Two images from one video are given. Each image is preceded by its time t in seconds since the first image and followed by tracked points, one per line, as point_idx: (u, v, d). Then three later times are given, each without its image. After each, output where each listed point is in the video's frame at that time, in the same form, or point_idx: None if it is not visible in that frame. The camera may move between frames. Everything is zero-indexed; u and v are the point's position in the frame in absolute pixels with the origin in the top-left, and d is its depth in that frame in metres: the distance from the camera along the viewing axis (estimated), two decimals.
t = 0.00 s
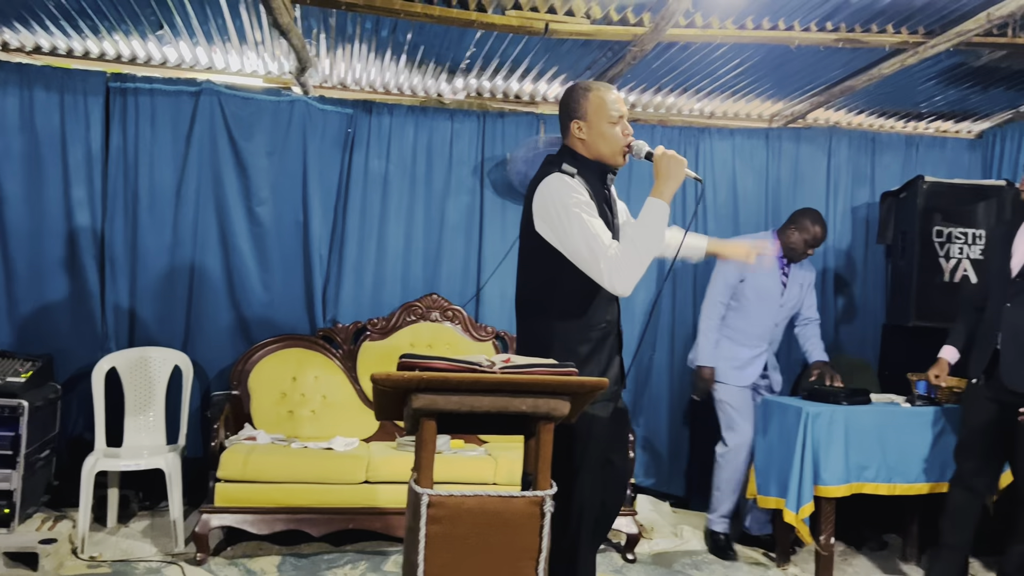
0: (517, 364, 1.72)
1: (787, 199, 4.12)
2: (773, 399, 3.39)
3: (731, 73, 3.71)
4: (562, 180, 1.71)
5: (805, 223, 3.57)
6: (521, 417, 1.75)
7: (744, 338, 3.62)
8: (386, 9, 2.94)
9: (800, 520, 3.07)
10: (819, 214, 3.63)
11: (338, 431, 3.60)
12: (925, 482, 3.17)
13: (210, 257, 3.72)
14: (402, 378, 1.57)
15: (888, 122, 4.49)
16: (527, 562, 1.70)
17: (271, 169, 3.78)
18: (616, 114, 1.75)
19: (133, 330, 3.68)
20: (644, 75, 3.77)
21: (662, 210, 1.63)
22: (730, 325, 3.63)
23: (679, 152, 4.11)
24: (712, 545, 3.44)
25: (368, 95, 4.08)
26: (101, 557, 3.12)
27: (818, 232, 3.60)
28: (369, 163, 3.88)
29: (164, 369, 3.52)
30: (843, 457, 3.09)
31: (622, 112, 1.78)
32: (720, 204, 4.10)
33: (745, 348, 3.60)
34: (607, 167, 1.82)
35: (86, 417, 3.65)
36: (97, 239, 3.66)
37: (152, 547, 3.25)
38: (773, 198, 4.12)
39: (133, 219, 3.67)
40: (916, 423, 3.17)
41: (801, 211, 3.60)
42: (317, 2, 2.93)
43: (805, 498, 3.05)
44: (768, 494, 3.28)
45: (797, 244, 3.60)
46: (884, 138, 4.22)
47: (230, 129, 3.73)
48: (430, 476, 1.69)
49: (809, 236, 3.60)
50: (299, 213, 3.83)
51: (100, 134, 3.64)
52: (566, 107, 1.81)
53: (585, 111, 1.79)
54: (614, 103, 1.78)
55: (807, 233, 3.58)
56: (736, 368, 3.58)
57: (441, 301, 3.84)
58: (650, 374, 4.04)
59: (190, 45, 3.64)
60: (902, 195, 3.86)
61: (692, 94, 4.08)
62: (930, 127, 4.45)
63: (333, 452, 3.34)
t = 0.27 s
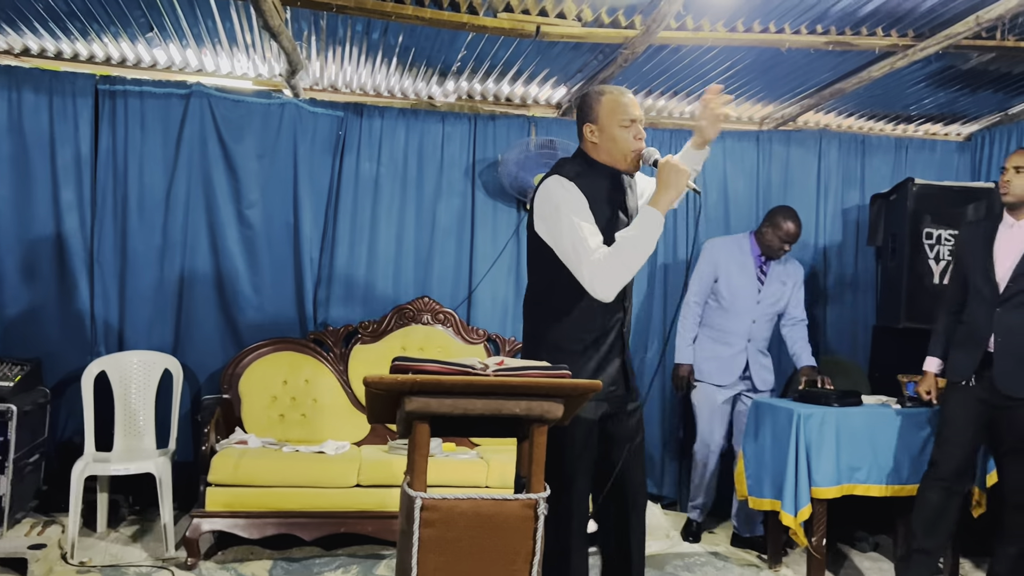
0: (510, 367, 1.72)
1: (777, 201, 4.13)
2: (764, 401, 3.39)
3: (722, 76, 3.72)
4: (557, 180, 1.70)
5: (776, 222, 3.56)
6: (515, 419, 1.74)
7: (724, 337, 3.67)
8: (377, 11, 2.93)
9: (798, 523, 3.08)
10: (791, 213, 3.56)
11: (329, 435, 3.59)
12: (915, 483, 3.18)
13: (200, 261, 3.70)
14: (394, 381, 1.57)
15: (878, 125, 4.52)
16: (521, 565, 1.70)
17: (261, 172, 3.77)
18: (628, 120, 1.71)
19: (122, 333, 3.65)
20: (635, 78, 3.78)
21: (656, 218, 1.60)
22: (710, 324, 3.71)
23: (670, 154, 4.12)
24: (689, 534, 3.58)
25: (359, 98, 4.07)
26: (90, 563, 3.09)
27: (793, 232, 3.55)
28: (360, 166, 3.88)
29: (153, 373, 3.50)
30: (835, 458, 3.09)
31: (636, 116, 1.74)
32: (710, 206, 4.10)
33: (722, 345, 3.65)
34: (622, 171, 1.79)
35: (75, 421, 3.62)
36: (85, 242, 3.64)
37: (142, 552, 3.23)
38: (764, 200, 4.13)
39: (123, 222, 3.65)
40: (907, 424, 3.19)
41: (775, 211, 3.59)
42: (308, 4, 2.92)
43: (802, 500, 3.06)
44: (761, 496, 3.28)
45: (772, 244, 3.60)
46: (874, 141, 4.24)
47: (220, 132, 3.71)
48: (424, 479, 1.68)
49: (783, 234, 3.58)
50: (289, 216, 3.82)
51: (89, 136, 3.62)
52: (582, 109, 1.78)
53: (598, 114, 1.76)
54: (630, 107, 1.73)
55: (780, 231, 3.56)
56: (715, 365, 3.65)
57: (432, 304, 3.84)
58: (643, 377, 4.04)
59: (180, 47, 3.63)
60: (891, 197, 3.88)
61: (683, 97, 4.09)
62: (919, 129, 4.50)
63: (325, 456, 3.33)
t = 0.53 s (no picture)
0: (502, 369, 1.71)
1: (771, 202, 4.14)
2: (759, 402, 3.39)
3: (715, 77, 3.72)
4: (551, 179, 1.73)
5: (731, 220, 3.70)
6: (507, 421, 1.74)
7: (702, 338, 3.72)
8: (369, 13, 2.93)
9: (792, 525, 3.07)
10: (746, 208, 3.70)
11: (324, 437, 3.58)
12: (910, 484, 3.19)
13: (194, 263, 3.69)
14: (386, 383, 1.56)
15: (872, 126, 4.53)
16: (514, 567, 1.69)
17: (255, 174, 3.76)
18: (628, 130, 1.66)
19: (115, 336, 3.64)
20: (628, 79, 3.78)
21: (622, 225, 1.57)
22: (688, 329, 3.77)
23: (664, 156, 4.12)
24: (682, 535, 3.60)
25: (353, 100, 4.07)
26: (84, 567, 3.07)
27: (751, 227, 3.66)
28: (354, 168, 3.87)
29: (147, 376, 3.49)
30: (829, 460, 3.10)
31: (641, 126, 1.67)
32: (705, 208, 4.11)
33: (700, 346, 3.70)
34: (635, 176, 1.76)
35: (68, 425, 3.61)
36: (78, 244, 3.63)
37: (135, 556, 3.22)
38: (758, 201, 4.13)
39: (116, 225, 3.64)
40: (902, 425, 3.19)
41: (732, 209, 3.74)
42: (300, 6, 2.91)
43: (794, 501, 3.06)
44: (757, 497, 3.27)
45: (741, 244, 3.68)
46: (868, 142, 4.24)
47: (213, 134, 3.71)
48: (416, 482, 1.68)
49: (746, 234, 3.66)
50: (283, 219, 3.81)
51: (82, 139, 3.61)
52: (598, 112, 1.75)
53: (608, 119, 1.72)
54: (638, 116, 1.67)
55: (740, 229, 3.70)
56: (697, 367, 3.70)
57: (427, 306, 3.83)
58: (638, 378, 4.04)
59: (173, 50, 3.62)
60: (884, 198, 3.88)
61: (677, 99, 4.09)
62: (913, 130, 4.52)
63: (319, 458, 3.32)
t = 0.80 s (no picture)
0: (496, 370, 1.72)
1: (769, 204, 4.15)
2: (756, 403, 3.39)
3: (712, 79, 3.73)
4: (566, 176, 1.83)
5: (710, 220, 3.71)
6: (502, 423, 1.75)
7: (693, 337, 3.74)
8: (367, 17, 2.94)
9: (785, 525, 3.08)
10: (724, 207, 3.68)
11: (322, 439, 3.59)
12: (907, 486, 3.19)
13: (193, 266, 3.71)
14: (380, 385, 1.58)
15: (870, 128, 4.54)
16: (509, 568, 1.70)
17: (253, 177, 3.77)
18: (632, 139, 1.66)
19: (114, 338, 3.65)
20: (626, 82, 3.78)
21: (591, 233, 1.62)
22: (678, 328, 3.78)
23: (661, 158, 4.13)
24: (680, 536, 3.59)
25: (352, 103, 4.09)
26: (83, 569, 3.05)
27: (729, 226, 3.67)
28: (352, 170, 3.89)
29: (146, 378, 3.50)
30: (827, 461, 3.10)
31: (648, 138, 1.65)
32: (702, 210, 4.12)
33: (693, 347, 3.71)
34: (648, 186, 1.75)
35: (68, 427, 3.62)
36: (77, 247, 3.64)
37: (134, 558, 3.22)
38: (755, 203, 4.14)
39: (115, 228, 3.66)
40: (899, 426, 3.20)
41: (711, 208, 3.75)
42: (298, 9, 2.92)
43: (788, 502, 3.07)
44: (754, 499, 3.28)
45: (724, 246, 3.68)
46: (865, 144, 4.25)
47: (212, 137, 3.72)
48: (411, 483, 1.68)
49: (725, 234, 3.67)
50: (282, 221, 3.82)
51: (81, 142, 3.63)
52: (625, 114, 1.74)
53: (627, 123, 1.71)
54: (651, 127, 1.65)
55: (718, 228, 3.69)
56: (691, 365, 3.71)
57: (425, 308, 3.84)
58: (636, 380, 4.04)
59: (172, 53, 3.64)
60: (881, 199, 3.89)
61: (674, 101, 4.10)
62: (910, 132, 4.53)
63: (317, 461, 3.33)
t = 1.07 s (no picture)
0: (493, 372, 1.73)
1: (773, 205, 4.14)
2: (759, 406, 3.39)
3: (715, 81, 3.73)
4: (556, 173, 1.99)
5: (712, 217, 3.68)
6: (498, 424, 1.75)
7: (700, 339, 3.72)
8: (368, 20, 2.96)
9: (787, 527, 3.08)
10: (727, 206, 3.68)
11: (326, 441, 3.61)
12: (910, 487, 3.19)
13: (197, 268, 3.73)
14: (377, 387, 1.58)
15: (875, 129, 4.53)
16: (505, 569, 1.71)
17: (257, 180, 3.79)
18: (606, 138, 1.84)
19: (119, 340, 3.68)
20: (628, 83, 3.79)
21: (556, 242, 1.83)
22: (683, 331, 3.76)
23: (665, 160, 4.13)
24: (684, 539, 3.59)
25: (356, 106, 4.10)
26: (88, 570, 3.09)
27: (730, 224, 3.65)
28: (356, 173, 3.90)
29: (151, 380, 3.52)
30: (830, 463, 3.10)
31: (619, 137, 1.83)
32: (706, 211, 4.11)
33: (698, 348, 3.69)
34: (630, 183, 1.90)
35: (74, 429, 3.64)
36: (83, 250, 3.66)
37: (139, 559, 3.24)
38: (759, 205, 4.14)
39: (120, 231, 3.68)
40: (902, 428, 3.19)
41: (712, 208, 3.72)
42: (300, 13, 2.93)
43: (791, 504, 3.06)
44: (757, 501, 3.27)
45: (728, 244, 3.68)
46: (870, 145, 4.24)
47: (216, 140, 3.74)
48: (408, 484, 1.69)
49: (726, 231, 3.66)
50: (286, 224, 3.84)
51: (87, 146, 3.66)
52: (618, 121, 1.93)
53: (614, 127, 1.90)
54: (626, 125, 1.82)
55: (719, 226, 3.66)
56: (697, 367, 3.69)
57: (428, 310, 3.86)
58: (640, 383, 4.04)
59: (176, 57, 3.66)
60: (885, 200, 3.88)
61: (677, 102, 4.10)
62: (915, 133, 4.52)
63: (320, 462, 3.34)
